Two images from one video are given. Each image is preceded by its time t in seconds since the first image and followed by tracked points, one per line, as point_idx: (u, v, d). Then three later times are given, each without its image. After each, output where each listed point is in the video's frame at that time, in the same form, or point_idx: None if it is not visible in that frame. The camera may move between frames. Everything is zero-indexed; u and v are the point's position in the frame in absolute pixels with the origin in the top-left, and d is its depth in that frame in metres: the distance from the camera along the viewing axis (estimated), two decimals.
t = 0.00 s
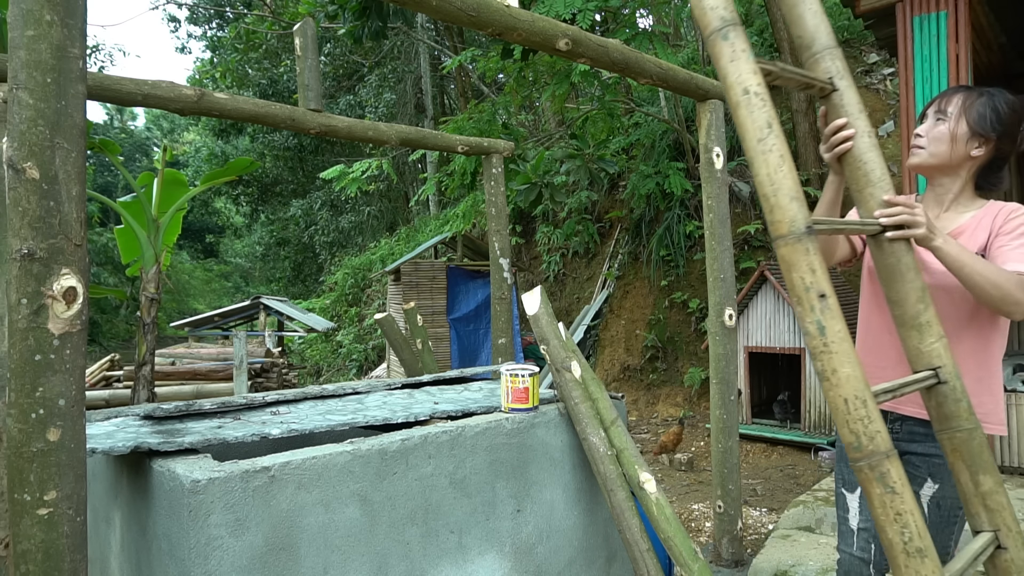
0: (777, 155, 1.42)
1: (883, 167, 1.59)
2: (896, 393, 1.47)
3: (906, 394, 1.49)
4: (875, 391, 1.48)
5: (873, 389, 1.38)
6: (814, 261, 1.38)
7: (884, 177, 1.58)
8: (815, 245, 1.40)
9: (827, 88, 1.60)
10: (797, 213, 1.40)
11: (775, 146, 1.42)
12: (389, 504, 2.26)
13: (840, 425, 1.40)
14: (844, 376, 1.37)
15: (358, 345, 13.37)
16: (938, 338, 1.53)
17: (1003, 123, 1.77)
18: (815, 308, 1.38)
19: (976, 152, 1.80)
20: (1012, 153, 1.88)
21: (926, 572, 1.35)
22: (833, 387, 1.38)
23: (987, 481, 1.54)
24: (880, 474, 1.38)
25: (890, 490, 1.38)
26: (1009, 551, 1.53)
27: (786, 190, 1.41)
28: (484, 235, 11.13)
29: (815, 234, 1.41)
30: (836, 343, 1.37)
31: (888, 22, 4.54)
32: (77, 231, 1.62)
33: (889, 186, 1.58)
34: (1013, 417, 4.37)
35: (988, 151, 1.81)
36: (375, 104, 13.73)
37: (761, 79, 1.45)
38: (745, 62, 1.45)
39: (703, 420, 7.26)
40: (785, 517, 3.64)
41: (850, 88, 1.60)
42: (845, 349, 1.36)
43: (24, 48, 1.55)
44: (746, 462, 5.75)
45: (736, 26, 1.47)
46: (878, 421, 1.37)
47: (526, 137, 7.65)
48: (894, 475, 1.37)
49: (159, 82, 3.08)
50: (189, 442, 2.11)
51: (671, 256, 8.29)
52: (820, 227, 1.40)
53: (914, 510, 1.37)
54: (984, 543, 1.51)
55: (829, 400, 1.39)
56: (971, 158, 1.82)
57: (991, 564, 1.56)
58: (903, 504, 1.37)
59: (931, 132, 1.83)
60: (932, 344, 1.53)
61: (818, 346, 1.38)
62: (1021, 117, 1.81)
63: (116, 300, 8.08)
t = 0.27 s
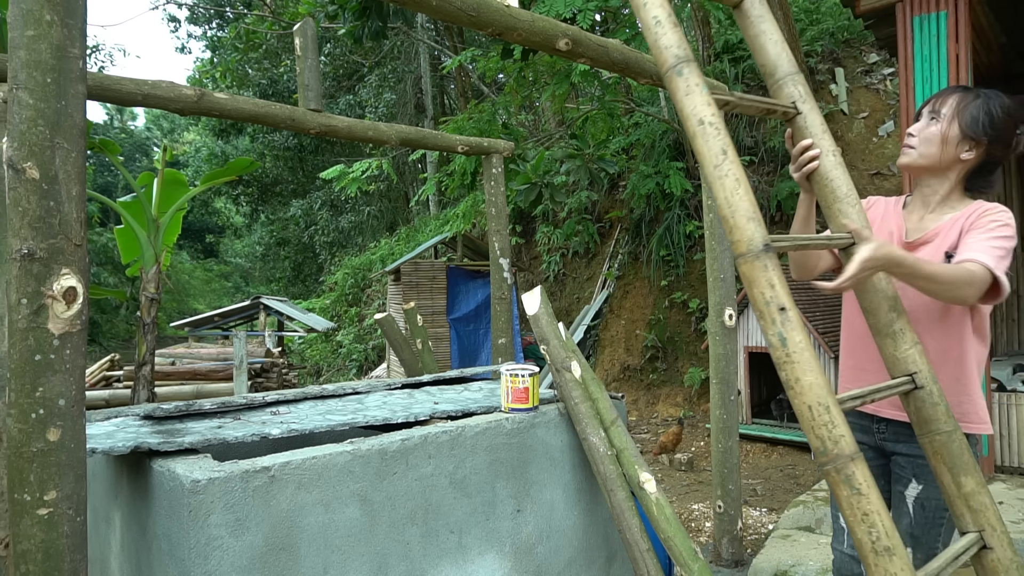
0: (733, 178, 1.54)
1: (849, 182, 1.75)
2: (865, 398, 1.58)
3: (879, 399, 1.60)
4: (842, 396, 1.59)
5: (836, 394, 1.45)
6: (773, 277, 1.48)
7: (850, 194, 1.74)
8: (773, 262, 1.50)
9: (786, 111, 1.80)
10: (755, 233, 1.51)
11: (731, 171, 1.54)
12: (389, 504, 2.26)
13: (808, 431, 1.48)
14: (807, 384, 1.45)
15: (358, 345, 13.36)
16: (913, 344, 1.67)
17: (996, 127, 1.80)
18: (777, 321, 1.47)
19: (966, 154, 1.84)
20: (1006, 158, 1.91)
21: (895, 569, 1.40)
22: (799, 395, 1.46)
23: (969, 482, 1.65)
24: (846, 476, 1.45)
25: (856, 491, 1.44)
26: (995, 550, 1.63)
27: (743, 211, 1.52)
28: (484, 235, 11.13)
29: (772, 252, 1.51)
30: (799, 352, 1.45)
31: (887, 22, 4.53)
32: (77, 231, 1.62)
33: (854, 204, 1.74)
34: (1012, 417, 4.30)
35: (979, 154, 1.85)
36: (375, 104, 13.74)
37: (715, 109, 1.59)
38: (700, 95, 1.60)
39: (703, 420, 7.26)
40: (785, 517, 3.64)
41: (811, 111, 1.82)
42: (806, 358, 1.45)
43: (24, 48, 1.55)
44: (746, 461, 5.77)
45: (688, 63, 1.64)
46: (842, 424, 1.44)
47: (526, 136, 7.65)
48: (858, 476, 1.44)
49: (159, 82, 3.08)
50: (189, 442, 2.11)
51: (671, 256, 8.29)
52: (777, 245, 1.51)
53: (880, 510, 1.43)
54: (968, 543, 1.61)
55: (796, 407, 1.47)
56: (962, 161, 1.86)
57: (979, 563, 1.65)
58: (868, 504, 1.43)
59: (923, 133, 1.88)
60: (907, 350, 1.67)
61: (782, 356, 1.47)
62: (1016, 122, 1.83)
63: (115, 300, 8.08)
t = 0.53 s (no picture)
0: (706, 199, 1.73)
1: (832, 193, 1.95)
2: (848, 403, 1.71)
3: (865, 403, 1.71)
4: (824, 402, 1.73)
5: (811, 401, 1.60)
6: (746, 291, 1.65)
7: (834, 205, 1.93)
8: (747, 276, 1.67)
9: (767, 128, 2.02)
10: (727, 249, 1.70)
11: (704, 192, 1.74)
12: (389, 504, 2.26)
13: (787, 436, 1.63)
14: (783, 392, 1.61)
15: (358, 345, 13.36)
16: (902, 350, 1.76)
17: (978, 129, 1.85)
18: (753, 332, 1.64)
19: (949, 156, 1.89)
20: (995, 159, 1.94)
21: (872, 567, 1.51)
22: (777, 402, 1.62)
23: (965, 484, 1.71)
24: (824, 479, 1.57)
25: (834, 492, 1.56)
26: (991, 550, 1.70)
27: (716, 230, 1.72)
28: (484, 235, 11.13)
29: (745, 266, 1.69)
30: (773, 360, 1.62)
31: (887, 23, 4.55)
32: (77, 231, 1.62)
33: (840, 214, 1.92)
34: (1012, 417, 4.31)
35: (962, 156, 1.89)
36: (375, 104, 13.74)
37: (688, 135, 1.81)
38: (675, 124, 1.83)
39: (703, 420, 7.27)
40: (785, 517, 3.64)
41: (795, 126, 2.04)
42: (779, 366, 1.61)
43: (24, 48, 1.55)
44: (746, 462, 5.77)
45: (663, 93, 1.87)
46: (818, 429, 1.58)
47: (526, 136, 7.65)
48: (835, 479, 1.56)
49: (159, 82, 3.08)
50: (189, 442, 2.11)
51: (671, 256, 8.29)
52: (749, 261, 1.69)
53: (858, 511, 1.54)
54: (962, 543, 1.68)
55: (775, 413, 1.62)
56: (946, 162, 1.91)
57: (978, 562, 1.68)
58: (845, 505, 1.55)
59: (908, 136, 1.94)
60: (897, 356, 1.76)
61: (759, 364, 1.64)
62: (1000, 123, 1.87)
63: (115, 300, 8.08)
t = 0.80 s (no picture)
0: (706, 209, 1.83)
1: (829, 207, 2.02)
2: (844, 405, 1.78)
3: (861, 406, 1.78)
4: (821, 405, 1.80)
5: (809, 403, 1.66)
6: (746, 296, 1.72)
7: (830, 217, 2.01)
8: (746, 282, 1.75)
9: (765, 144, 2.10)
10: (727, 257, 1.78)
11: (705, 203, 1.83)
12: (389, 504, 2.26)
13: (786, 437, 1.68)
14: (782, 393, 1.67)
15: (358, 345, 13.36)
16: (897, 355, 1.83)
17: (975, 126, 1.85)
18: (752, 335, 1.70)
19: (949, 155, 1.89)
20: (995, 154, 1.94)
21: (869, 562, 1.55)
22: (776, 403, 1.67)
23: (957, 485, 1.75)
24: (821, 476, 1.63)
25: (831, 490, 1.61)
26: (985, 550, 1.73)
27: (717, 238, 1.81)
28: (484, 235, 11.13)
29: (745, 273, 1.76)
30: (772, 362, 1.67)
31: (887, 23, 4.56)
32: (77, 231, 1.62)
33: (834, 226, 1.99)
34: (1012, 417, 4.31)
35: (962, 154, 1.89)
36: (375, 104, 13.75)
37: (689, 150, 1.91)
38: (677, 138, 1.93)
39: (703, 420, 7.27)
40: (785, 517, 3.64)
41: (790, 144, 2.12)
42: (778, 368, 1.67)
43: (24, 48, 1.55)
44: (746, 462, 5.77)
45: (665, 110, 1.98)
46: (815, 429, 1.64)
47: (527, 137, 7.65)
48: (832, 476, 1.61)
49: (159, 82, 3.08)
50: (189, 442, 2.11)
51: (671, 256, 8.29)
52: (748, 267, 1.76)
53: (853, 508, 1.59)
54: (957, 543, 1.71)
55: (773, 415, 1.67)
56: (946, 162, 1.91)
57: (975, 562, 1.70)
58: (842, 502, 1.60)
59: (906, 137, 1.94)
60: (892, 362, 1.83)
61: (759, 367, 1.69)
62: (998, 120, 1.87)
63: (115, 300, 8.08)
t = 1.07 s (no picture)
0: (696, 223, 1.94)
1: (820, 218, 2.05)
2: (833, 408, 1.84)
3: (850, 409, 1.84)
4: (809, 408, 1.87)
5: (794, 406, 1.74)
6: (734, 306, 1.83)
7: (821, 227, 2.04)
8: (733, 292, 1.85)
9: (758, 159, 2.16)
10: (716, 268, 1.88)
11: (695, 218, 1.94)
12: (389, 504, 2.26)
13: (773, 439, 1.76)
14: (768, 397, 1.76)
15: (358, 345, 13.36)
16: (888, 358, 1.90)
17: (990, 122, 1.84)
18: (739, 342, 1.80)
19: (962, 150, 1.89)
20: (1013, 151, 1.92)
21: (852, 558, 1.62)
22: (763, 406, 1.77)
23: (949, 485, 1.79)
24: (807, 477, 1.70)
25: (815, 489, 1.69)
26: (977, 548, 1.76)
27: (706, 250, 1.90)
28: (484, 235, 11.13)
29: (732, 284, 1.86)
30: (758, 368, 1.77)
31: (887, 22, 4.56)
32: (77, 231, 1.62)
33: (826, 235, 2.03)
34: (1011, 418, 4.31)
35: (975, 150, 1.89)
36: (375, 104, 13.76)
37: (679, 167, 2.02)
38: (667, 157, 2.05)
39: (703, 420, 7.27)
40: (785, 517, 3.65)
41: (783, 156, 2.17)
42: (763, 373, 1.76)
43: (24, 48, 1.55)
44: (746, 462, 5.78)
45: (658, 131, 2.11)
46: (800, 431, 1.72)
47: (526, 137, 7.65)
48: (815, 476, 1.69)
49: (159, 82, 3.08)
50: (189, 442, 2.11)
51: (671, 256, 8.29)
52: (736, 277, 1.86)
53: (837, 506, 1.66)
54: (947, 542, 1.75)
55: (761, 417, 1.76)
56: (959, 157, 1.91)
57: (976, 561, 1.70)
58: (826, 500, 1.67)
59: (920, 132, 1.96)
60: (882, 364, 1.90)
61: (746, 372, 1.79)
62: (1016, 116, 1.85)
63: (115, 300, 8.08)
